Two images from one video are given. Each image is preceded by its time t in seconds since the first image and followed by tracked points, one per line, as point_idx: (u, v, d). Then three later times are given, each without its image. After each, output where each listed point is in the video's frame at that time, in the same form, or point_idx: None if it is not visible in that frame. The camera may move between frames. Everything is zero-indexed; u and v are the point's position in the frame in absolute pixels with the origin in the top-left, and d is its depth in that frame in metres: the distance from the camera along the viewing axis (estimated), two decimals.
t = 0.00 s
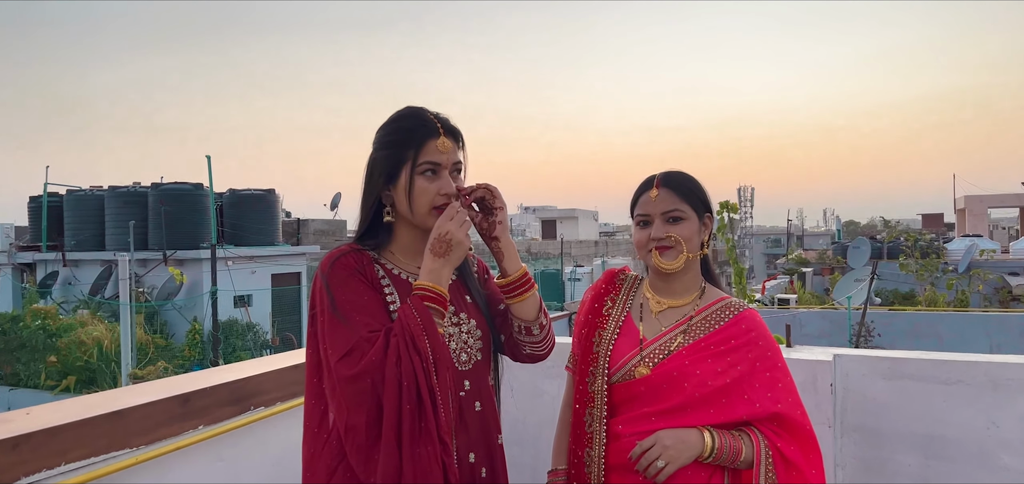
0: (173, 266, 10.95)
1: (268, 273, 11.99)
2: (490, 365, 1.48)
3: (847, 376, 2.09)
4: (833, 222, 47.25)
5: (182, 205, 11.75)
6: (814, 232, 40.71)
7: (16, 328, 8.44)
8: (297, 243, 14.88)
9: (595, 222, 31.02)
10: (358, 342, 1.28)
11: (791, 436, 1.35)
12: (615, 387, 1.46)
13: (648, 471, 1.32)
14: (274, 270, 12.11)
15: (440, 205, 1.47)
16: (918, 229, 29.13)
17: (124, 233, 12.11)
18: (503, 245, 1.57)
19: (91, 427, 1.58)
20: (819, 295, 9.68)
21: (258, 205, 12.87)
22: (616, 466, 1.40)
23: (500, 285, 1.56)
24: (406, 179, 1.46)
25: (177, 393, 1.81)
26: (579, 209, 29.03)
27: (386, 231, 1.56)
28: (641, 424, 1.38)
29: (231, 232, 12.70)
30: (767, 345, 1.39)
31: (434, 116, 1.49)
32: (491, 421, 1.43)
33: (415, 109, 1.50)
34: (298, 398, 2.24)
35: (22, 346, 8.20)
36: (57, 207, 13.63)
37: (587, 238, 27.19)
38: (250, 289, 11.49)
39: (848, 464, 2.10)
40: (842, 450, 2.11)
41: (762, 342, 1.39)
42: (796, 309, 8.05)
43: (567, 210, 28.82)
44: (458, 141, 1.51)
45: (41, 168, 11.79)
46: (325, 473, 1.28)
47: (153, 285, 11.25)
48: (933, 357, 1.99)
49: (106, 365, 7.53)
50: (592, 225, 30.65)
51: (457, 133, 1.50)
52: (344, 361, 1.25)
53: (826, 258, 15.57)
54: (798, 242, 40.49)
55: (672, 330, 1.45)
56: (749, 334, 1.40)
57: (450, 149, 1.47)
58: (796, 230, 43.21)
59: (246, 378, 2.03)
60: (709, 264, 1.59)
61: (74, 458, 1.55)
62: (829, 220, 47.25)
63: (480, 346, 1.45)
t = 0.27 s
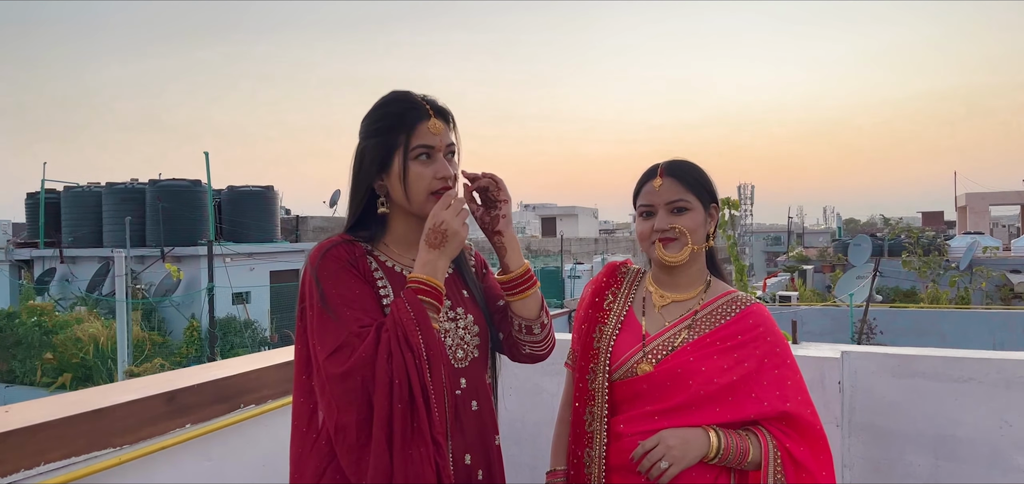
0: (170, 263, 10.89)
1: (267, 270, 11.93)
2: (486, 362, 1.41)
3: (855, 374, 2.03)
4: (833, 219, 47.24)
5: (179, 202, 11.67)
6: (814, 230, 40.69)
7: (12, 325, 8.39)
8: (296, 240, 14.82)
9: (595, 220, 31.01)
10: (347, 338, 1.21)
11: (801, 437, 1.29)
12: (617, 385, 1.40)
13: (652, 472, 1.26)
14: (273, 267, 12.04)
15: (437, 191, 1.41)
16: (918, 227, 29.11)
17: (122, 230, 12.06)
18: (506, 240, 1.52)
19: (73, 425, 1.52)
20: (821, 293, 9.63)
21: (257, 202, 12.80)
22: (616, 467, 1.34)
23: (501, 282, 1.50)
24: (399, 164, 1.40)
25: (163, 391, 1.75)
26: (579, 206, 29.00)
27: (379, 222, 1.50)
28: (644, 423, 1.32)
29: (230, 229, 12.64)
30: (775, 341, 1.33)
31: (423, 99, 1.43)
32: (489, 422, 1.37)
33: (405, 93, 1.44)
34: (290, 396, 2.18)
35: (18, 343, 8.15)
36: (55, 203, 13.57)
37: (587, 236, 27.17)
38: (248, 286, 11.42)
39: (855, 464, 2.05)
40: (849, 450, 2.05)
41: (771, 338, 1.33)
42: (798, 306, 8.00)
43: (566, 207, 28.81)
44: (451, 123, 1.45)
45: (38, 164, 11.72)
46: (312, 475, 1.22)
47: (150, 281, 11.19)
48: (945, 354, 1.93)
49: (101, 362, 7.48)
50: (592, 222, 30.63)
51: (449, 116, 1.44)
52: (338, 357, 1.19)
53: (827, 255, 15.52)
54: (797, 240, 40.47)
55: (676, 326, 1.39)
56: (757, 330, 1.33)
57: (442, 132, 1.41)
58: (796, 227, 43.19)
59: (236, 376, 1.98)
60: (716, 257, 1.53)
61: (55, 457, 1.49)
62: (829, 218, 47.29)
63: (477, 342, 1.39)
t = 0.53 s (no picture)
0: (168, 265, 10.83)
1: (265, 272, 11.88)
2: (489, 366, 1.37)
3: (864, 377, 1.99)
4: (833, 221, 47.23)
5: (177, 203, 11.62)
6: (814, 232, 40.65)
7: (9, 326, 8.32)
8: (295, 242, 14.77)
9: (595, 222, 30.98)
10: (341, 340, 1.16)
11: (814, 442, 1.24)
12: (622, 389, 1.36)
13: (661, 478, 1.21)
14: (272, 269, 11.98)
15: (440, 179, 1.36)
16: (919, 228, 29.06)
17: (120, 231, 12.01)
18: (542, 280, 1.46)
19: (59, 431, 1.47)
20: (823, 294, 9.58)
21: (256, 204, 12.75)
22: (622, 474, 1.30)
23: (525, 319, 1.47)
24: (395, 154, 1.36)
25: (155, 395, 1.70)
26: (579, 208, 28.98)
27: (377, 220, 1.46)
28: (651, 428, 1.28)
29: (229, 230, 12.59)
30: (784, 342, 1.28)
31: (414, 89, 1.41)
32: (491, 430, 1.35)
33: (395, 85, 1.41)
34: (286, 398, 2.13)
35: (15, 344, 8.08)
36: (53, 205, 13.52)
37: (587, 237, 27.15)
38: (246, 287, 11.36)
39: (865, 469, 2.00)
40: (858, 455, 2.01)
41: (783, 339, 1.29)
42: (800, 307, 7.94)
43: (566, 209, 28.77)
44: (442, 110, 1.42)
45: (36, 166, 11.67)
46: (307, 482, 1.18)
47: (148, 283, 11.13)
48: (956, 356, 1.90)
49: (99, 364, 7.41)
50: (592, 224, 30.61)
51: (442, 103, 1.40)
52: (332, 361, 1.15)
53: (828, 257, 15.46)
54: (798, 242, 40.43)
55: (684, 326, 1.35)
56: (768, 330, 1.29)
57: (436, 118, 1.37)
58: (796, 229, 43.14)
59: (230, 379, 1.93)
60: (724, 255, 1.48)
61: (41, 464, 1.44)
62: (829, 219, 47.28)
63: (480, 348, 1.34)
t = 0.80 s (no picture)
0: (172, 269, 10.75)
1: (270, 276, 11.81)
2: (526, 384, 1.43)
3: (912, 388, 2.05)
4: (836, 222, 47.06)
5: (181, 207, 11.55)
6: (818, 233, 40.50)
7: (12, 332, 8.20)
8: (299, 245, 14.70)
9: (598, 224, 30.85)
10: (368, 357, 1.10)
11: (880, 463, 1.18)
12: (668, 406, 1.32)
13: None
14: (276, 273, 11.91)
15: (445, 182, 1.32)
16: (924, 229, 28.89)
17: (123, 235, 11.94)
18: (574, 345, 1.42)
19: (69, 451, 1.38)
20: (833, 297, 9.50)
21: (260, 207, 12.68)
22: None
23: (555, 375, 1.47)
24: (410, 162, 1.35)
25: (168, 411, 1.62)
26: (582, 210, 28.84)
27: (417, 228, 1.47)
28: (704, 448, 1.23)
29: (232, 234, 12.52)
30: (847, 357, 1.24)
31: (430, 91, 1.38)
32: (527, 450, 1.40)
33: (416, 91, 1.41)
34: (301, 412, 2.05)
35: (18, 350, 7.97)
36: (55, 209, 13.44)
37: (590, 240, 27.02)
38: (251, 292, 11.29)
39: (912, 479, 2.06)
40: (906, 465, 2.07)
41: (843, 354, 1.24)
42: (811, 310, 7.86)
43: (569, 211, 28.64)
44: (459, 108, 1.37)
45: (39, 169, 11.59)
46: None
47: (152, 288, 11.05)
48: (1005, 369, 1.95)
49: (103, 370, 7.32)
50: (595, 227, 30.48)
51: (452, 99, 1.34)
52: (375, 380, 1.08)
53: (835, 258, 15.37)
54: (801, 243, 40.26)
55: (736, 341, 1.32)
56: (826, 344, 1.25)
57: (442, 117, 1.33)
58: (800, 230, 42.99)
59: (245, 392, 1.85)
60: (775, 262, 1.48)
61: None
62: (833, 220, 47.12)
63: (520, 363, 1.41)
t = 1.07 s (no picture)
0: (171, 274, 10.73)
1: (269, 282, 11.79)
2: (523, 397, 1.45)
3: (913, 397, 2.12)
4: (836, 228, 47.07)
5: (181, 212, 11.55)
6: (818, 240, 40.46)
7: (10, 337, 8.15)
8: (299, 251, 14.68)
9: (598, 230, 30.85)
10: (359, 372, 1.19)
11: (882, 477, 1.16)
12: (667, 417, 1.30)
13: None
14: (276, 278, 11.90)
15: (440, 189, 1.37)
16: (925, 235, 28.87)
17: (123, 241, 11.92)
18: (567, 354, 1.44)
19: (61, 460, 1.36)
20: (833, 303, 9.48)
21: (260, 213, 12.68)
22: None
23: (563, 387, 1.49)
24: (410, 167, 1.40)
25: (160, 419, 1.61)
26: (583, 216, 28.83)
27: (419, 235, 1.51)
28: (702, 461, 1.21)
29: (232, 240, 12.51)
30: (849, 367, 1.22)
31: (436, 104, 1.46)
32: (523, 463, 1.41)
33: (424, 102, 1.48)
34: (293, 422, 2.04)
35: (16, 356, 7.93)
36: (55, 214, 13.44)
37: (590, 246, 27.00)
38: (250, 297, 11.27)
39: None
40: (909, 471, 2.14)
41: (842, 366, 1.23)
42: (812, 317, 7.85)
43: (570, 217, 28.63)
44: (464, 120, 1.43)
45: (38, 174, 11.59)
46: None
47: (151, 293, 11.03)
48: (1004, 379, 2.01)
49: (101, 377, 7.29)
50: (596, 233, 30.48)
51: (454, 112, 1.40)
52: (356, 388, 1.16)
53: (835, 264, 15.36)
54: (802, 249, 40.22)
55: (736, 351, 1.30)
56: (827, 355, 1.24)
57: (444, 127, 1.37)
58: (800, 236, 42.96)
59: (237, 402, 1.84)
60: (776, 271, 1.46)
61: None
62: (832, 227, 47.13)
63: (517, 378, 1.41)
